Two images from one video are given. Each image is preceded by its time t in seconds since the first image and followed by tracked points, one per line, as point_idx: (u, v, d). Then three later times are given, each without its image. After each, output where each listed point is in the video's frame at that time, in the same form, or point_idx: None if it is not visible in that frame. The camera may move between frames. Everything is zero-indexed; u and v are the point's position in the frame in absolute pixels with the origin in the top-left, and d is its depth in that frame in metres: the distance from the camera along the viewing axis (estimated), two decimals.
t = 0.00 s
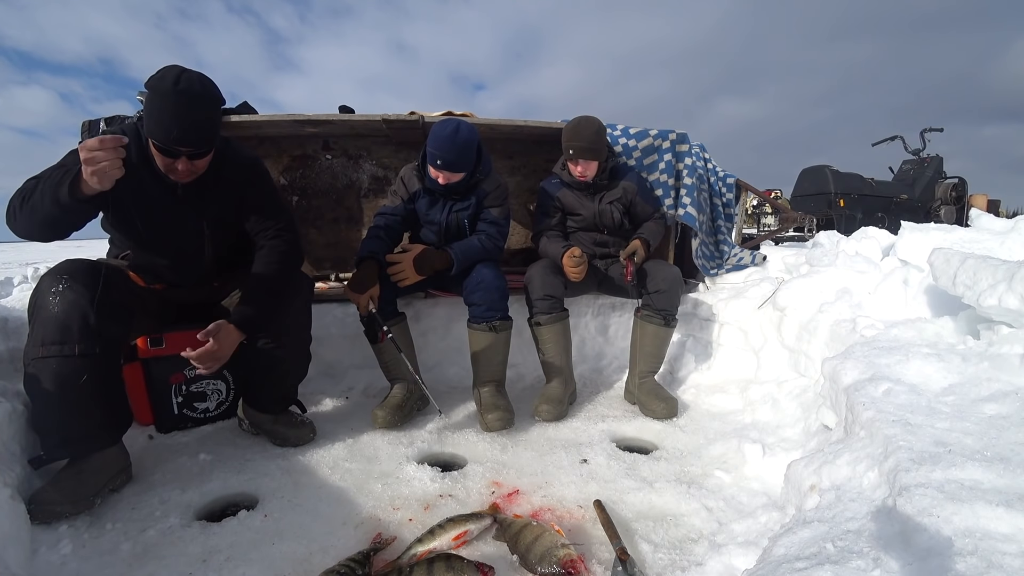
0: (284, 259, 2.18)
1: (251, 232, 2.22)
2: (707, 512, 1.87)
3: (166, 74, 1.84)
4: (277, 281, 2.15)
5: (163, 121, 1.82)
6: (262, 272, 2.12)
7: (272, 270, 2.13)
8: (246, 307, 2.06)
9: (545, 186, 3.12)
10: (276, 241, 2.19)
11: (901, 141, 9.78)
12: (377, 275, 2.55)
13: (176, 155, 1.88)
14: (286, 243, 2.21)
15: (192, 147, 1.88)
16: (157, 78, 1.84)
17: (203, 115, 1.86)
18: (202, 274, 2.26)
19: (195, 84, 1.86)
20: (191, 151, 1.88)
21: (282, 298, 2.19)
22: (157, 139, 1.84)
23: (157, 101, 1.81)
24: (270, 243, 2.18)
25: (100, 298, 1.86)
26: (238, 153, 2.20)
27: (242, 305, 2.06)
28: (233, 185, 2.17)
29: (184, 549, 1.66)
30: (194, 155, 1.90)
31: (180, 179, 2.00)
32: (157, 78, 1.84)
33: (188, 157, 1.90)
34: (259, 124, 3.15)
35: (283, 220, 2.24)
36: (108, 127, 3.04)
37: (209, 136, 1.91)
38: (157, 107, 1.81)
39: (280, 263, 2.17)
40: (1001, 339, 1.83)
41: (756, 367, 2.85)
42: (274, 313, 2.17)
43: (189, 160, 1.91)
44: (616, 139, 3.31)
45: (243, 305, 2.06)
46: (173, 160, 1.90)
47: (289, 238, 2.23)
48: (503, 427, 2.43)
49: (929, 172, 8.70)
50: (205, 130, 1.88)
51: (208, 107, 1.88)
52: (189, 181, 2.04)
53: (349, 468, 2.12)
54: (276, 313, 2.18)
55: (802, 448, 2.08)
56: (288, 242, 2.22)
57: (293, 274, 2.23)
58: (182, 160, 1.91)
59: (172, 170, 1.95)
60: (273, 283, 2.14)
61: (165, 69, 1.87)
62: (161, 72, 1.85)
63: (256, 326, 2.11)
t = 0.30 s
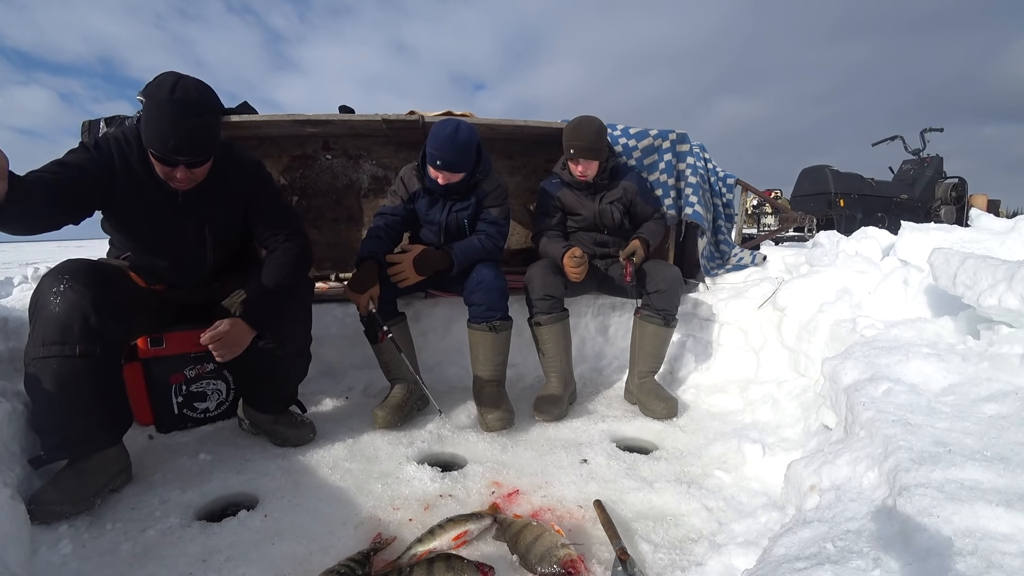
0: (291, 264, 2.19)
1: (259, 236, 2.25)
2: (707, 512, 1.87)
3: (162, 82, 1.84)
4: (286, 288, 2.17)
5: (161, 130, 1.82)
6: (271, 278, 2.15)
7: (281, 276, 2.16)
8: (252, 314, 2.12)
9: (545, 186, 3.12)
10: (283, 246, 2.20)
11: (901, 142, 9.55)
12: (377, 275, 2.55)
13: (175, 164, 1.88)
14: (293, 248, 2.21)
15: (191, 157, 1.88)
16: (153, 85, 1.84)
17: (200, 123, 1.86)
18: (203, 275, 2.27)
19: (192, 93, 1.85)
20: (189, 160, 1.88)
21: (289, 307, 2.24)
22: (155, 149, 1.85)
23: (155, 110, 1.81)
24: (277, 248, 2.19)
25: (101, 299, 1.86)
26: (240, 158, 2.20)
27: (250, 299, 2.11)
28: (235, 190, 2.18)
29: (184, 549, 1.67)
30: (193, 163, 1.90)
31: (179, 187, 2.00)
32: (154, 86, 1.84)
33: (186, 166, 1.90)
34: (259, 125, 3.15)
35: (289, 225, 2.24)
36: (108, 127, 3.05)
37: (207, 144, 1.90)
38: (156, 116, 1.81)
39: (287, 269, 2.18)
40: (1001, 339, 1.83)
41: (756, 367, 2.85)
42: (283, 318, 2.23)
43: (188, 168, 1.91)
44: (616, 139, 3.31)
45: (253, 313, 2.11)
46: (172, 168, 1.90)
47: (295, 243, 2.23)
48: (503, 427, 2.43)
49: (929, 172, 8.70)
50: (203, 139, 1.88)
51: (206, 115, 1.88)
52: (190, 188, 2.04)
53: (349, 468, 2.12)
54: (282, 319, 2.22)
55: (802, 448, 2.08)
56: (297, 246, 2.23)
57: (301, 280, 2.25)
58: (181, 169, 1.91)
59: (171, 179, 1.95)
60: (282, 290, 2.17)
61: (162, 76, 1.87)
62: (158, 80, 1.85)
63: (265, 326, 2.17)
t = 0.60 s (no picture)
0: (293, 246, 2.23)
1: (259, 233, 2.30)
2: (707, 512, 1.87)
3: (161, 85, 1.84)
4: (288, 256, 2.21)
5: (161, 134, 1.83)
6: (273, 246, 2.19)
7: (282, 243, 2.21)
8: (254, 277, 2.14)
9: (544, 186, 3.12)
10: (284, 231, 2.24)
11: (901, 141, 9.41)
12: (377, 275, 2.54)
13: (175, 167, 1.89)
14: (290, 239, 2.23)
15: (192, 160, 1.89)
16: (153, 88, 1.84)
17: (201, 126, 1.87)
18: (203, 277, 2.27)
19: (191, 96, 1.85)
20: (190, 163, 1.89)
21: (291, 279, 2.25)
22: (155, 154, 1.85)
23: (155, 115, 1.81)
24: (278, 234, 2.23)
25: (100, 299, 1.86)
26: (240, 158, 2.21)
27: (250, 254, 2.13)
28: (235, 189, 2.20)
29: (183, 549, 1.66)
30: (193, 166, 1.91)
31: (180, 189, 2.01)
32: (153, 89, 1.84)
33: (187, 168, 1.91)
34: (259, 124, 3.15)
35: (289, 214, 2.28)
36: (108, 127, 3.05)
37: (207, 147, 1.91)
38: (156, 120, 1.81)
39: (289, 242, 2.23)
40: (1001, 339, 1.83)
41: (756, 367, 2.85)
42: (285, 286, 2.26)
43: (189, 171, 1.92)
44: (616, 138, 3.31)
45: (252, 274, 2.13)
46: (173, 171, 1.91)
47: (296, 229, 2.28)
48: (503, 427, 2.43)
49: (929, 172, 8.70)
50: (203, 141, 1.89)
51: (206, 118, 1.88)
52: (189, 190, 2.06)
53: (349, 468, 2.12)
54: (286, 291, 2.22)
55: (802, 448, 2.08)
56: (297, 230, 2.28)
57: (303, 259, 2.28)
58: (182, 173, 1.92)
59: (172, 181, 1.96)
60: (284, 256, 2.20)
61: (162, 79, 1.87)
62: (157, 83, 1.84)
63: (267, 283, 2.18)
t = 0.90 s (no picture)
0: (285, 221, 2.23)
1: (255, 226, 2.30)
2: (707, 512, 1.87)
3: (154, 85, 1.84)
4: (280, 225, 2.21)
5: (155, 135, 1.83)
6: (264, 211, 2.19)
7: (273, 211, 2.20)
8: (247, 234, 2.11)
9: (544, 185, 3.12)
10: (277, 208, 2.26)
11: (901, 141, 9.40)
12: (377, 275, 2.54)
13: (170, 167, 1.90)
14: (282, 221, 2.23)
15: (187, 159, 1.90)
16: (145, 89, 1.84)
17: (194, 125, 1.87)
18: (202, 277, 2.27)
19: (183, 95, 1.85)
20: (185, 162, 1.90)
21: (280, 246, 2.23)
22: (149, 154, 1.86)
23: (147, 115, 1.81)
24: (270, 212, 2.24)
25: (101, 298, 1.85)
26: (234, 154, 2.23)
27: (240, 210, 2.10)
28: (230, 183, 2.20)
29: (183, 549, 1.66)
30: (188, 166, 1.92)
31: (175, 188, 2.02)
32: (146, 89, 1.84)
33: (182, 168, 1.91)
34: (259, 124, 3.15)
35: (281, 198, 2.30)
36: (108, 128, 3.05)
37: (201, 146, 1.91)
38: (150, 121, 1.82)
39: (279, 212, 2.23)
40: (1001, 339, 1.83)
41: (756, 367, 2.85)
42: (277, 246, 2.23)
43: (184, 170, 1.92)
44: (616, 138, 3.30)
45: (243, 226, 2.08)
46: (167, 171, 1.91)
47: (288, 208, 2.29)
48: (503, 427, 2.43)
49: (929, 172, 8.70)
50: (198, 141, 1.89)
51: (199, 117, 1.88)
52: (185, 190, 2.06)
53: (349, 468, 2.12)
54: (283, 274, 2.24)
55: (802, 448, 2.08)
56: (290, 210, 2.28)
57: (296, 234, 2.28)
58: (176, 172, 1.92)
59: (166, 181, 1.96)
60: (276, 224, 2.20)
61: (154, 79, 1.87)
62: (150, 84, 1.84)
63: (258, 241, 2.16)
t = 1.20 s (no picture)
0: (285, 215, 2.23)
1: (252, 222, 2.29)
2: (707, 512, 1.87)
3: (154, 85, 1.83)
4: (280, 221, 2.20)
5: (156, 135, 1.83)
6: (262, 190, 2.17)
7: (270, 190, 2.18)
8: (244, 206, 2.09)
9: (542, 186, 3.12)
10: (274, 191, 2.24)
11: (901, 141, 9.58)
12: (377, 275, 2.54)
13: (172, 167, 1.91)
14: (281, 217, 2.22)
15: (189, 159, 1.90)
16: (146, 88, 1.84)
17: (196, 125, 1.87)
18: (203, 276, 2.27)
19: (184, 95, 1.85)
20: (187, 163, 1.91)
21: (276, 223, 2.20)
22: (151, 154, 1.86)
23: (149, 115, 1.81)
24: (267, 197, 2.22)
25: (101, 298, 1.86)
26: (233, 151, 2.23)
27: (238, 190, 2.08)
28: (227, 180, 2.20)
29: (183, 549, 1.66)
30: (190, 165, 1.92)
31: (176, 187, 2.03)
32: (146, 89, 1.83)
33: (184, 168, 1.92)
34: (259, 124, 3.15)
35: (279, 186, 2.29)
36: (109, 128, 3.05)
37: (203, 145, 1.92)
38: (152, 121, 1.82)
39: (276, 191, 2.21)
40: (1001, 340, 1.83)
41: (756, 367, 2.85)
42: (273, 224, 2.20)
43: (186, 170, 1.93)
44: (616, 138, 3.30)
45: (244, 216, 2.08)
46: (170, 171, 1.92)
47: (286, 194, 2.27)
48: (503, 427, 2.43)
49: (929, 172, 8.71)
50: (199, 141, 1.90)
51: (201, 117, 1.88)
52: (187, 189, 2.07)
53: (349, 468, 2.12)
54: (285, 271, 2.25)
55: (802, 448, 2.08)
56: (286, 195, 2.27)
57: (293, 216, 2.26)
58: (178, 173, 1.93)
59: (169, 180, 1.97)
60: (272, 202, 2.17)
61: (155, 78, 1.86)
62: (151, 83, 1.84)
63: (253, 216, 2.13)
